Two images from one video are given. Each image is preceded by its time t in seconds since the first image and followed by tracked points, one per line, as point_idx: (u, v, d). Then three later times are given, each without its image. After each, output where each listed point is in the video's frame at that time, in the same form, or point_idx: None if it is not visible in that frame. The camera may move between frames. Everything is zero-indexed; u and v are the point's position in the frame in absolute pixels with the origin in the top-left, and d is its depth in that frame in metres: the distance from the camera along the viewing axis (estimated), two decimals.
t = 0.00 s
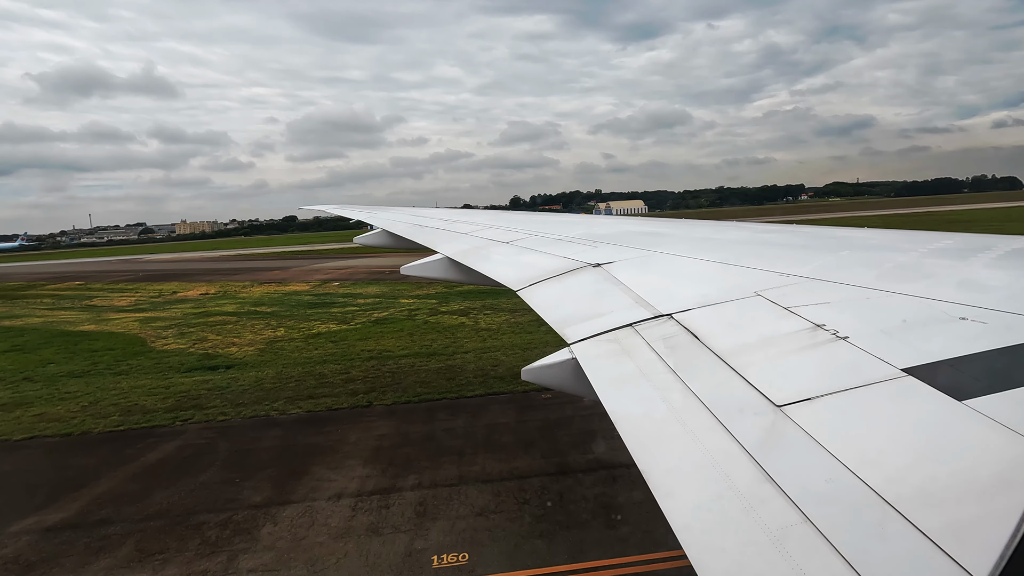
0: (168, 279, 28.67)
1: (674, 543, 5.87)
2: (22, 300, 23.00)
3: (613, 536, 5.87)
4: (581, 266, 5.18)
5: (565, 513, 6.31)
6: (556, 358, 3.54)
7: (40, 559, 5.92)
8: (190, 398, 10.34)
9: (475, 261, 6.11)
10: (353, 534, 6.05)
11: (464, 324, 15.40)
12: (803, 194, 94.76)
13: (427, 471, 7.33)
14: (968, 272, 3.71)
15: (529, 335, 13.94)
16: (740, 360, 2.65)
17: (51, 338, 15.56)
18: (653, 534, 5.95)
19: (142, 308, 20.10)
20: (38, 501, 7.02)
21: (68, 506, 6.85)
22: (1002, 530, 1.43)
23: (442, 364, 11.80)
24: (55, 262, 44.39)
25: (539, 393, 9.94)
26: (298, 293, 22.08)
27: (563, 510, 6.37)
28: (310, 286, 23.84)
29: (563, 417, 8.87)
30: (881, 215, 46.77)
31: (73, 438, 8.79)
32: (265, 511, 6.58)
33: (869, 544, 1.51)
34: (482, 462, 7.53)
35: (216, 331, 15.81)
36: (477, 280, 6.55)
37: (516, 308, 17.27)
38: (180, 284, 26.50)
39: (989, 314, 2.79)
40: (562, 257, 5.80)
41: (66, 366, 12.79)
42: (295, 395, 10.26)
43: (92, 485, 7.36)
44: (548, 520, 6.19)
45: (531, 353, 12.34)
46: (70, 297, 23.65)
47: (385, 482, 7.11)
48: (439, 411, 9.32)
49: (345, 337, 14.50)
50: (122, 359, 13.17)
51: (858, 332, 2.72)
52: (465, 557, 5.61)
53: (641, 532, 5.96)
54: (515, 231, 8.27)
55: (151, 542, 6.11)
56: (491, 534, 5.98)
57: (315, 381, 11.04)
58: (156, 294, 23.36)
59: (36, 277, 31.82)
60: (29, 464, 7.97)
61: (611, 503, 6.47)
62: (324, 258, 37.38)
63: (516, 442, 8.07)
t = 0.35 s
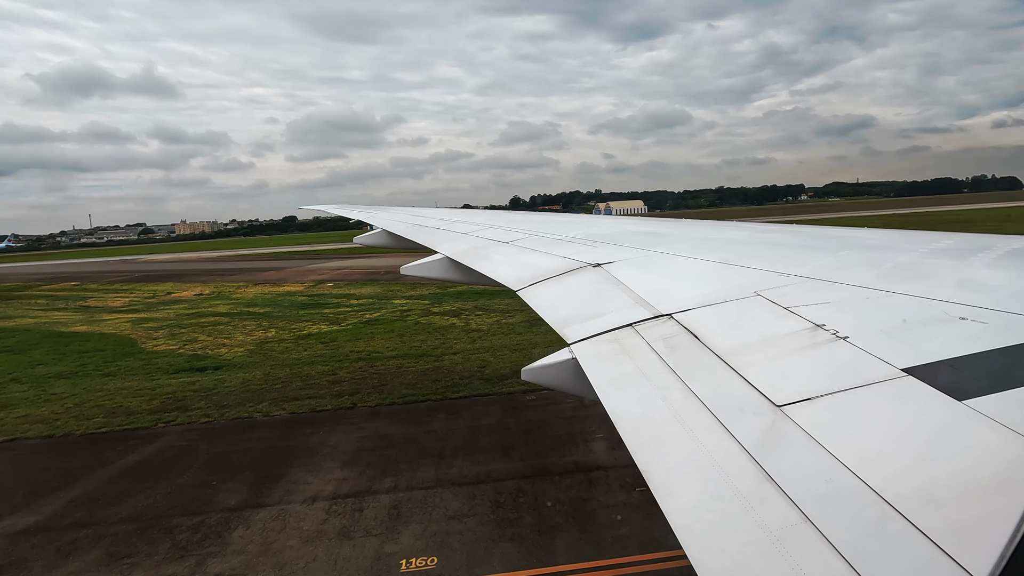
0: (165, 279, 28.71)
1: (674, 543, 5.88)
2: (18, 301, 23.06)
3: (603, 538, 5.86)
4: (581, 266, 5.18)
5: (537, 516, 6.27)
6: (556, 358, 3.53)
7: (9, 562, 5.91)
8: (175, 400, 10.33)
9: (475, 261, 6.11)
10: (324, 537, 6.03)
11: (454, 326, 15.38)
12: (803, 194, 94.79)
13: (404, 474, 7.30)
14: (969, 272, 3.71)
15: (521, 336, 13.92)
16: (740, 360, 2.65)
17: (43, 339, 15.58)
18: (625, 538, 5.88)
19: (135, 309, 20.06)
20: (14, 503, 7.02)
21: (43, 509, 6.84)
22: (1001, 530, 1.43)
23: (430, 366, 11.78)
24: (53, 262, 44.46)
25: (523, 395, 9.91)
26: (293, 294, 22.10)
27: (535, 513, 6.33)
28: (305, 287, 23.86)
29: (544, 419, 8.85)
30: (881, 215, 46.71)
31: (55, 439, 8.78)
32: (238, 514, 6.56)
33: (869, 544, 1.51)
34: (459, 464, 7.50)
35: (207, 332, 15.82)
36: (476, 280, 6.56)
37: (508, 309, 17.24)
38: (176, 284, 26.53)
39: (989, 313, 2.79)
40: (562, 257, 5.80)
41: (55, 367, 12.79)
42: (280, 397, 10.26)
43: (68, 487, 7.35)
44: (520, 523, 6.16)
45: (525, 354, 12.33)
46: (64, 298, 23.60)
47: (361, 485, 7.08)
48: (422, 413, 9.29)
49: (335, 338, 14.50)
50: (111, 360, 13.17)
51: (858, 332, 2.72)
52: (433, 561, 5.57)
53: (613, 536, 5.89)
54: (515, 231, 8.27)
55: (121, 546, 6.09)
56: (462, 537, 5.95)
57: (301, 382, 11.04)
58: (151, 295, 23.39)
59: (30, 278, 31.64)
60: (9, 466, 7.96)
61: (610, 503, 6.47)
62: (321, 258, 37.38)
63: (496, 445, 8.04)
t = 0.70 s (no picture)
0: (163, 280, 28.73)
1: (674, 542, 5.88)
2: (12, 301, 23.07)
3: (592, 540, 5.85)
4: (581, 266, 5.17)
5: (512, 519, 6.25)
6: (555, 358, 3.53)
7: None
8: (161, 401, 10.32)
9: (475, 261, 6.11)
10: (297, 541, 6.01)
11: (446, 326, 15.37)
12: (802, 194, 94.86)
13: (384, 476, 7.28)
14: (969, 272, 3.71)
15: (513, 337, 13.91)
16: (740, 360, 2.65)
17: (35, 340, 15.59)
18: (599, 541, 5.83)
19: (128, 309, 20.02)
20: None
21: (20, 512, 6.84)
22: (1002, 530, 1.43)
23: (423, 367, 11.77)
24: (50, 262, 44.49)
25: (509, 396, 9.90)
26: (287, 294, 22.10)
27: (510, 516, 6.30)
28: (301, 287, 23.85)
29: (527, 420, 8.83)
30: (881, 215, 46.68)
31: (37, 441, 8.77)
32: (214, 517, 6.54)
33: (870, 544, 1.51)
34: (439, 467, 7.48)
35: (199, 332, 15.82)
36: (476, 280, 6.56)
37: (501, 310, 17.22)
38: (173, 284, 26.54)
39: (989, 313, 2.79)
40: (562, 257, 5.80)
41: (44, 368, 12.79)
42: (267, 398, 10.25)
43: (46, 490, 7.33)
44: (495, 526, 6.13)
45: (519, 355, 12.32)
46: (58, 298, 23.54)
47: (340, 488, 7.06)
48: (411, 414, 9.28)
49: (326, 339, 14.50)
50: (101, 361, 13.17)
51: (858, 332, 2.72)
52: (405, 565, 5.55)
53: (587, 540, 5.85)
54: (515, 231, 8.26)
55: (94, 549, 6.07)
56: (435, 541, 5.92)
57: (289, 383, 11.03)
58: (147, 296, 23.38)
59: (26, 279, 31.60)
60: None
61: (609, 504, 6.47)
62: (320, 258, 37.39)
63: (478, 447, 8.01)
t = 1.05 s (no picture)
0: (160, 280, 28.74)
1: (674, 542, 5.89)
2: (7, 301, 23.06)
3: (582, 542, 5.84)
4: (581, 266, 5.17)
5: (490, 522, 6.22)
6: (555, 358, 3.53)
7: None
8: (149, 403, 10.31)
9: (474, 261, 6.11)
10: (272, 544, 6.00)
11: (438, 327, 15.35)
12: (802, 194, 94.93)
13: (364, 478, 7.26)
14: (969, 272, 3.71)
15: (508, 337, 13.90)
16: (740, 360, 2.65)
17: (28, 340, 15.59)
18: (575, 545, 5.80)
19: (123, 310, 19.96)
20: None
21: None
22: (1001, 530, 1.43)
23: (418, 368, 11.76)
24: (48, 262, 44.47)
25: (496, 397, 9.88)
26: (280, 295, 22.08)
27: (488, 519, 6.28)
28: (298, 288, 23.83)
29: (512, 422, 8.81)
30: (881, 215, 46.62)
31: (21, 443, 8.75)
32: (191, 520, 6.52)
33: (870, 544, 1.51)
34: (421, 469, 7.46)
35: (191, 333, 15.81)
36: (476, 280, 6.56)
37: (495, 310, 17.20)
38: (169, 285, 26.52)
39: (989, 313, 2.79)
40: (562, 257, 5.80)
41: (33, 369, 12.77)
42: (254, 400, 10.23)
43: (27, 492, 7.32)
44: (472, 529, 6.10)
45: (513, 356, 12.32)
46: (53, 299, 23.51)
47: (320, 490, 7.05)
48: (407, 415, 9.27)
49: (317, 340, 14.48)
50: (91, 362, 13.16)
51: (858, 332, 2.72)
52: (378, 568, 5.53)
53: (562, 543, 5.82)
54: (515, 231, 8.26)
55: (69, 552, 6.05)
56: (411, 544, 5.89)
57: (278, 385, 11.02)
58: (142, 296, 23.38)
59: (23, 279, 31.62)
60: None
61: (607, 504, 6.47)
62: (317, 258, 37.38)
63: (461, 448, 8.00)
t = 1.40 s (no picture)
0: (158, 280, 28.77)
1: (674, 543, 5.90)
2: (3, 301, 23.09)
3: (576, 542, 5.85)
4: (582, 266, 5.17)
5: (468, 524, 6.20)
6: (556, 358, 3.53)
7: None
8: (138, 404, 10.29)
9: (474, 262, 6.11)
10: (250, 547, 5.99)
11: (431, 328, 15.33)
12: (802, 195, 94.96)
13: (347, 481, 7.25)
14: (969, 272, 3.71)
15: (504, 338, 13.89)
16: (740, 360, 2.65)
17: (22, 341, 15.62)
18: (552, 547, 5.77)
19: (118, 311, 19.94)
20: None
21: None
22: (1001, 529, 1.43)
23: (413, 368, 11.76)
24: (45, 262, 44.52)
25: (484, 399, 9.87)
26: (275, 296, 22.08)
27: (468, 521, 6.26)
28: (294, 288, 23.84)
29: (498, 423, 8.81)
30: (881, 215, 46.57)
31: (7, 445, 8.74)
32: (169, 523, 6.50)
33: (871, 544, 1.50)
34: (404, 471, 7.44)
35: (184, 334, 15.80)
36: (476, 280, 6.56)
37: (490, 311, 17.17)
38: (166, 285, 26.54)
39: (988, 313, 2.79)
40: (561, 257, 5.80)
41: (25, 370, 12.77)
42: (242, 401, 10.22)
43: (10, 494, 7.32)
44: (451, 531, 6.08)
45: (507, 357, 12.31)
46: (49, 299, 23.52)
47: (302, 492, 7.04)
48: (404, 416, 9.26)
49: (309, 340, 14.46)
50: (82, 363, 13.15)
51: (858, 332, 2.72)
52: (353, 571, 5.50)
53: (540, 546, 5.79)
54: (515, 231, 8.27)
55: (47, 555, 6.03)
56: (389, 547, 5.86)
57: (267, 386, 11.01)
58: (139, 297, 23.40)
59: (20, 279, 31.69)
60: None
61: (605, 505, 6.47)
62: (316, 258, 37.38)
63: (445, 450, 7.99)
